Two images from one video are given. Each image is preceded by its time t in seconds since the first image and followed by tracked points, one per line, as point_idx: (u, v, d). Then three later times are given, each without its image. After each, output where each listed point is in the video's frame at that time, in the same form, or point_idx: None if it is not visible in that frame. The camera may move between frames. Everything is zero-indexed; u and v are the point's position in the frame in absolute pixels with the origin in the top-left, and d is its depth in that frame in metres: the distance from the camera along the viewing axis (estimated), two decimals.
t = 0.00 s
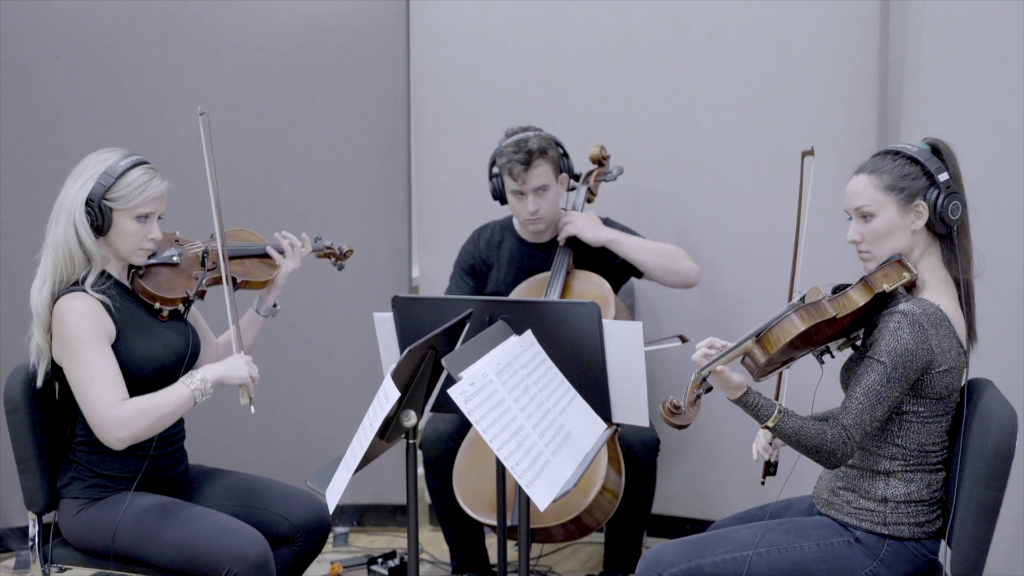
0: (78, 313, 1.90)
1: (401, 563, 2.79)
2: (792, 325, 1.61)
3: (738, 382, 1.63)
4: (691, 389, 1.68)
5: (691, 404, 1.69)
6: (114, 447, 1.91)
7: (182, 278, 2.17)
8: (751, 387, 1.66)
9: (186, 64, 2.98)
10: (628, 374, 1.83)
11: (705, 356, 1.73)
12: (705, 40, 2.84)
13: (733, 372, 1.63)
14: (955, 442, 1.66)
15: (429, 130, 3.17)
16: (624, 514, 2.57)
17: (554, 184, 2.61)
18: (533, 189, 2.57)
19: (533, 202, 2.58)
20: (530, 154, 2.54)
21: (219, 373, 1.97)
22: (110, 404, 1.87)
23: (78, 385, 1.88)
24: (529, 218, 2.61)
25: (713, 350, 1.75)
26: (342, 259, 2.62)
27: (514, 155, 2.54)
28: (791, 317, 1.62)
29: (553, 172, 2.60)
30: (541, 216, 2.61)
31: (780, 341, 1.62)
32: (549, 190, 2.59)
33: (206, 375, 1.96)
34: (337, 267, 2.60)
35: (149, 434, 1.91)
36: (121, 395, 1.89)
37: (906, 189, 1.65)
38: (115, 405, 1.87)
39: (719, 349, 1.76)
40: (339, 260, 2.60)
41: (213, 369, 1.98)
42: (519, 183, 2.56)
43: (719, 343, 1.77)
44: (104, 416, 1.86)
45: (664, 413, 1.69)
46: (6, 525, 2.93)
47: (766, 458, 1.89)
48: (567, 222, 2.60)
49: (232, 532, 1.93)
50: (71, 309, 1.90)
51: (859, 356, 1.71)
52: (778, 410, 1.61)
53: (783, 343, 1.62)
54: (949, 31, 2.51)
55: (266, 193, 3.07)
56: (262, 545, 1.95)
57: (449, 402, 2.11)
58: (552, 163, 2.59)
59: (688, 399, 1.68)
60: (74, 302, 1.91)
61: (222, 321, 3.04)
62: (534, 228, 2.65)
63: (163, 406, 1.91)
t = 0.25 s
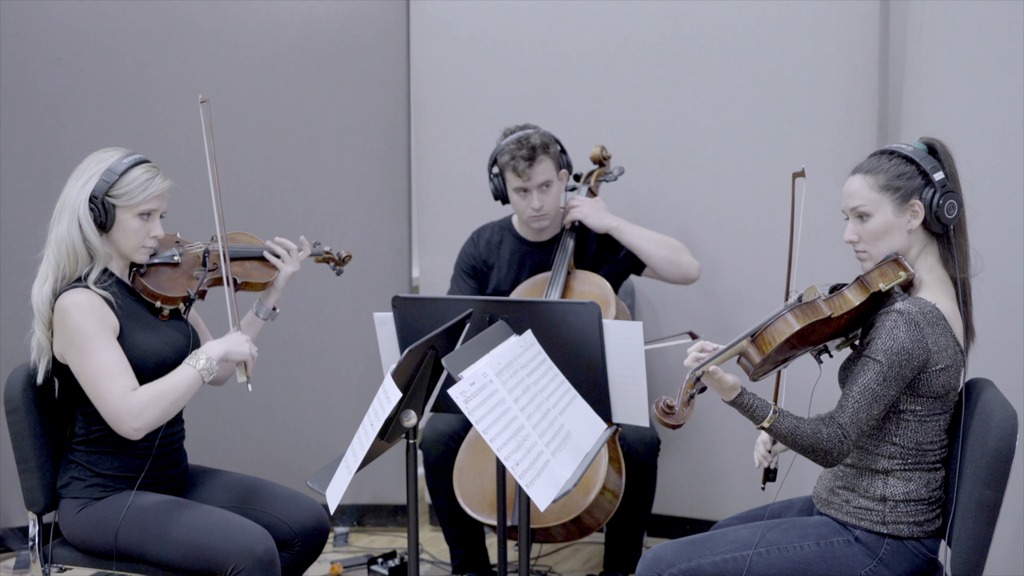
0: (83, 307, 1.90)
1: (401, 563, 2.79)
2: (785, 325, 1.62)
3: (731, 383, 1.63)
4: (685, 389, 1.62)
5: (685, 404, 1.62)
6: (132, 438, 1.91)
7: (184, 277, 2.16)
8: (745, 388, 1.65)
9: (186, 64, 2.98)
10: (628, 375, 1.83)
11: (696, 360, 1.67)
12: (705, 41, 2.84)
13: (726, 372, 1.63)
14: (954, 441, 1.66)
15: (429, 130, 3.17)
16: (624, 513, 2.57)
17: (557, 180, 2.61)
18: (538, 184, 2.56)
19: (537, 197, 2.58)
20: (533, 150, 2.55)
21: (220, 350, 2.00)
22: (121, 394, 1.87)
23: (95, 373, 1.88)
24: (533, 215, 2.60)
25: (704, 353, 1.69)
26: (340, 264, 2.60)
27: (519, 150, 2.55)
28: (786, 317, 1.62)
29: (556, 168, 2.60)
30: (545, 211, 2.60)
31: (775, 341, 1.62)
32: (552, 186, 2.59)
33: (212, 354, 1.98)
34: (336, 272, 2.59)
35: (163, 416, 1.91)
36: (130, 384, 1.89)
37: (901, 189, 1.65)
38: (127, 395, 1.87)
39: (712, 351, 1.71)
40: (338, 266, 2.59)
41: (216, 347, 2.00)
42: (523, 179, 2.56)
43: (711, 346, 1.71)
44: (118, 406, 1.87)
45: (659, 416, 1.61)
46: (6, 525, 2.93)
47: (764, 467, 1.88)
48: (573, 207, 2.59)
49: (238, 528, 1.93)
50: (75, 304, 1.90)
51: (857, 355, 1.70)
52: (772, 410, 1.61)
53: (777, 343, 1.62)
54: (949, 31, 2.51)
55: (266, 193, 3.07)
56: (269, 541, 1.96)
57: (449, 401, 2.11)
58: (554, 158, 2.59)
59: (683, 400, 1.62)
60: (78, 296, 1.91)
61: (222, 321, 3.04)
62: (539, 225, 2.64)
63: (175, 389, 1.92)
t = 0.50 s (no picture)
0: (85, 305, 1.90)
1: (401, 563, 2.79)
2: (783, 325, 1.61)
3: (727, 384, 1.63)
4: (679, 391, 1.61)
5: (678, 405, 1.61)
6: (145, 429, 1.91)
7: (184, 277, 2.16)
8: (743, 390, 1.65)
9: (186, 64, 2.98)
10: (628, 375, 1.83)
11: (693, 362, 1.69)
12: (705, 40, 2.84)
13: (721, 372, 1.63)
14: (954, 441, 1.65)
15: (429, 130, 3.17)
16: (624, 513, 2.57)
17: (557, 178, 2.61)
18: (538, 181, 2.56)
19: (537, 195, 2.58)
20: (532, 148, 2.54)
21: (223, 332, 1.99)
22: (131, 386, 1.87)
23: (102, 367, 1.88)
24: (534, 214, 2.60)
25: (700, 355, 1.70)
26: (339, 264, 2.60)
27: (519, 147, 2.54)
28: (783, 317, 1.61)
29: (555, 166, 2.60)
30: (545, 210, 2.59)
31: (772, 340, 1.61)
32: (552, 184, 2.59)
33: (215, 338, 1.98)
34: (336, 272, 2.59)
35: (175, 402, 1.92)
36: (138, 376, 1.89)
37: (905, 188, 1.64)
38: (137, 387, 1.87)
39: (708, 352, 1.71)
40: (337, 266, 2.59)
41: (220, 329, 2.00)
42: (523, 177, 2.56)
43: (706, 347, 1.72)
44: (127, 398, 1.87)
45: (652, 417, 1.58)
46: (7, 525, 2.93)
47: (761, 481, 1.90)
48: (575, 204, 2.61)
49: (237, 528, 1.93)
50: (77, 302, 1.90)
51: (856, 355, 1.70)
52: (769, 411, 1.61)
53: (774, 343, 1.61)
54: (949, 31, 2.51)
55: (266, 193, 3.07)
56: (269, 542, 1.95)
57: (449, 401, 2.11)
58: (553, 157, 2.59)
59: (676, 401, 1.61)
60: (78, 294, 1.91)
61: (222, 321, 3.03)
62: (539, 224, 2.64)
63: (182, 377, 1.92)
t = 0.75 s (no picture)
0: (85, 305, 1.90)
1: (401, 563, 2.79)
2: (778, 324, 1.60)
3: (721, 383, 1.63)
4: (670, 390, 1.59)
5: (671, 404, 1.58)
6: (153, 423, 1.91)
7: (184, 278, 2.15)
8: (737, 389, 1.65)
9: (186, 64, 2.98)
10: (628, 375, 1.83)
11: (688, 360, 1.67)
12: (705, 40, 2.84)
13: (715, 372, 1.63)
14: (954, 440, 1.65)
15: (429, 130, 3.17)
16: (624, 513, 2.57)
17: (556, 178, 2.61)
18: (536, 181, 2.56)
19: (535, 195, 2.58)
20: (531, 148, 2.54)
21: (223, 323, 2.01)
22: (137, 380, 1.88)
23: (106, 364, 1.88)
24: (532, 213, 2.60)
25: (696, 353, 1.67)
26: (338, 265, 2.60)
27: (518, 147, 2.54)
28: (778, 317, 1.60)
29: (554, 166, 2.60)
30: (544, 210, 2.59)
31: (767, 340, 1.61)
32: (550, 183, 2.59)
33: (217, 329, 1.99)
34: (335, 273, 2.58)
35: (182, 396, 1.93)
36: (143, 371, 1.90)
37: (911, 186, 1.64)
38: (142, 382, 1.88)
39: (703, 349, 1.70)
40: (336, 266, 2.59)
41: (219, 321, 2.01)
42: (521, 176, 2.56)
43: (704, 344, 1.68)
44: (134, 393, 1.87)
45: (642, 415, 1.57)
46: (7, 525, 2.93)
47: (762, 471, 1.90)
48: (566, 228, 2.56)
49: (236, 528, 1.93)
50: (77, 301, 1.90)
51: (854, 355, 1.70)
52: (763, 411, 1.62)
53: (769, 342, 1.61)
54: (949, 31, 2.50)
55: (266, 193, 3.07)
56: (268, 541, 1.95)
57: (449, 401, 2.11)
58: (553, 156, 2.59)
59: (668, 399, 1.59)
60: (78, 294, 1.91)
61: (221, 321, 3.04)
62: (536, 223, 2.63)
63: (186, 370, 1.93)
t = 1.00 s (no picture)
0: (86, 304, 1.90)
1: (401, 563, 2.79)
2: (773, 322, 1.60)
3: (716, 380, 1.62)
4: (663, 385, 1.62)
5: (662, 399, 1.61)
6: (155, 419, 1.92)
7: (183, 278, 2.15)
8: (732, 387, 1.65)
9: (186, 64, 2.98)
10: (628, 375, 1.83)
11: (683, 355, 1.69)
12: (705, 41, 2.84)
13: (709, 368, 1.62)
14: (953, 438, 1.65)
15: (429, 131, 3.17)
16: (624, 513, 2.57)
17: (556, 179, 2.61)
18: (535, 182, 2.56)
19: (534, 196, 2.57)
20: (530, 149, 2.54)
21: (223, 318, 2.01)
22: (140, 377, 1.88)
23: (109, 362, 1.88)
24: (530, 214, 2.60)
25: (692, 348, 1.70)
26: (338, 266, 2.60)
27: (516, 149, 2.55)
28: (773, 314, 1.60)
29: (553, 167, 2.60)
30: (542, 211, 2.59)
31: (762, 337, 1.60)
32: (549, 184, 2.59)
33: (218, 324, 1.99)
34: (334, 274, 2.59)
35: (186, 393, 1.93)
36: (146, 367, 1.90)
37: (913, 185, 1.64)
38: (145, 378, 1.88)
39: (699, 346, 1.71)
40: (336, 267, 2.59)
41: (220, 315, 2.01)
42: (520, 178, 2.56)
43: (700, 341, 1.72)
44: (138, 390, 1.87)
45: (635, 409, 1.60)
46: (6, 525, 2.93)
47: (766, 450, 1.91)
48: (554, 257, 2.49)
49: (237, 528, 1.93)
50: (77, 300, 1.90)
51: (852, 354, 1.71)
52: (757, 409, 1.62)
53: (764, 339, 1.60)
54: (949, 31, 2.51)
55: (266, 193, 3.07)
56: (268, 541, 1.95)
57: (450, 401, 2.11)
58: (552, 158, 2.59)
59: (660, 395, 1.61)
60: (78, 293, 1.91)
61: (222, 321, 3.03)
62: (534, 224, 2.64)
63: (189, 367, 1.93)
